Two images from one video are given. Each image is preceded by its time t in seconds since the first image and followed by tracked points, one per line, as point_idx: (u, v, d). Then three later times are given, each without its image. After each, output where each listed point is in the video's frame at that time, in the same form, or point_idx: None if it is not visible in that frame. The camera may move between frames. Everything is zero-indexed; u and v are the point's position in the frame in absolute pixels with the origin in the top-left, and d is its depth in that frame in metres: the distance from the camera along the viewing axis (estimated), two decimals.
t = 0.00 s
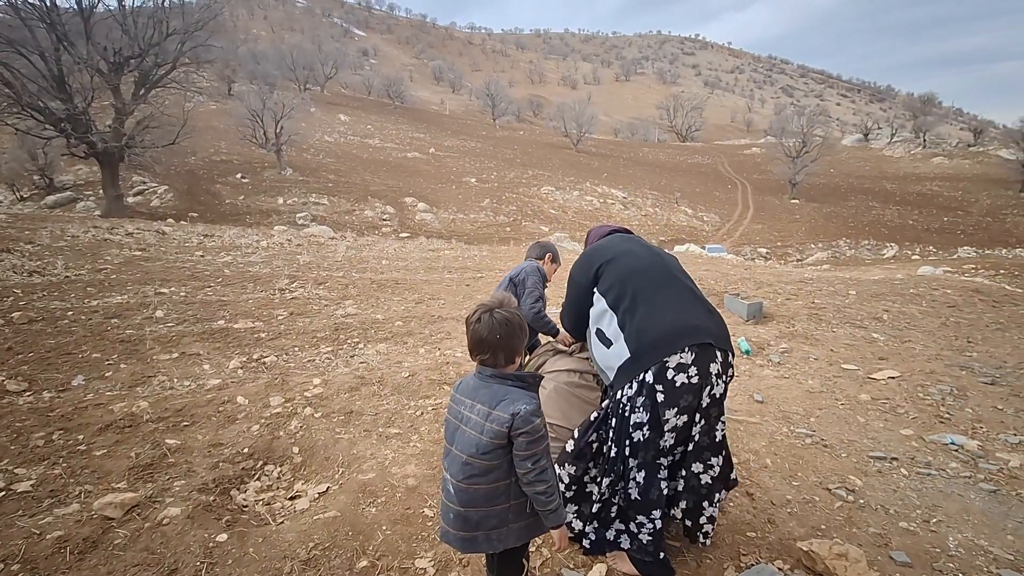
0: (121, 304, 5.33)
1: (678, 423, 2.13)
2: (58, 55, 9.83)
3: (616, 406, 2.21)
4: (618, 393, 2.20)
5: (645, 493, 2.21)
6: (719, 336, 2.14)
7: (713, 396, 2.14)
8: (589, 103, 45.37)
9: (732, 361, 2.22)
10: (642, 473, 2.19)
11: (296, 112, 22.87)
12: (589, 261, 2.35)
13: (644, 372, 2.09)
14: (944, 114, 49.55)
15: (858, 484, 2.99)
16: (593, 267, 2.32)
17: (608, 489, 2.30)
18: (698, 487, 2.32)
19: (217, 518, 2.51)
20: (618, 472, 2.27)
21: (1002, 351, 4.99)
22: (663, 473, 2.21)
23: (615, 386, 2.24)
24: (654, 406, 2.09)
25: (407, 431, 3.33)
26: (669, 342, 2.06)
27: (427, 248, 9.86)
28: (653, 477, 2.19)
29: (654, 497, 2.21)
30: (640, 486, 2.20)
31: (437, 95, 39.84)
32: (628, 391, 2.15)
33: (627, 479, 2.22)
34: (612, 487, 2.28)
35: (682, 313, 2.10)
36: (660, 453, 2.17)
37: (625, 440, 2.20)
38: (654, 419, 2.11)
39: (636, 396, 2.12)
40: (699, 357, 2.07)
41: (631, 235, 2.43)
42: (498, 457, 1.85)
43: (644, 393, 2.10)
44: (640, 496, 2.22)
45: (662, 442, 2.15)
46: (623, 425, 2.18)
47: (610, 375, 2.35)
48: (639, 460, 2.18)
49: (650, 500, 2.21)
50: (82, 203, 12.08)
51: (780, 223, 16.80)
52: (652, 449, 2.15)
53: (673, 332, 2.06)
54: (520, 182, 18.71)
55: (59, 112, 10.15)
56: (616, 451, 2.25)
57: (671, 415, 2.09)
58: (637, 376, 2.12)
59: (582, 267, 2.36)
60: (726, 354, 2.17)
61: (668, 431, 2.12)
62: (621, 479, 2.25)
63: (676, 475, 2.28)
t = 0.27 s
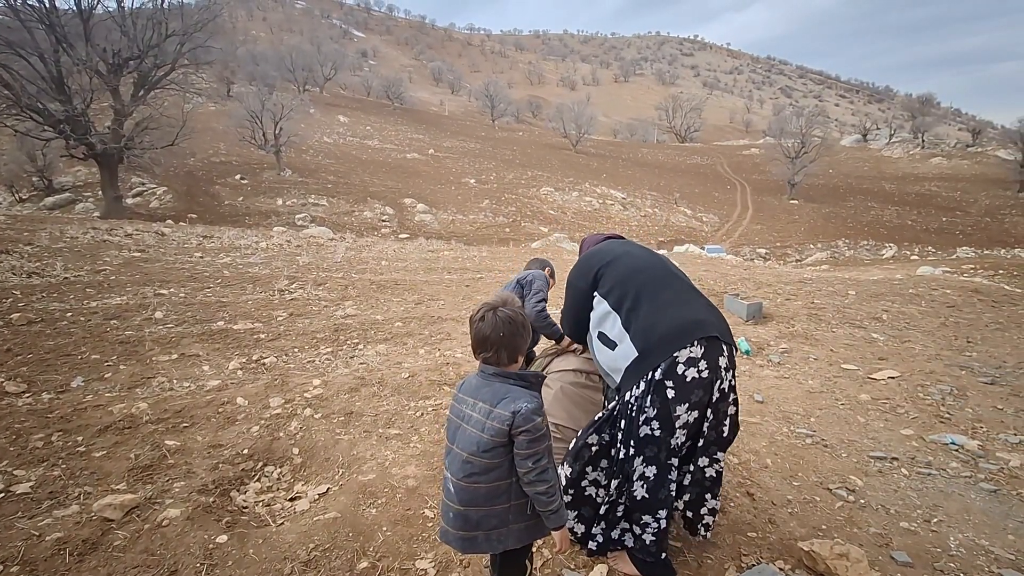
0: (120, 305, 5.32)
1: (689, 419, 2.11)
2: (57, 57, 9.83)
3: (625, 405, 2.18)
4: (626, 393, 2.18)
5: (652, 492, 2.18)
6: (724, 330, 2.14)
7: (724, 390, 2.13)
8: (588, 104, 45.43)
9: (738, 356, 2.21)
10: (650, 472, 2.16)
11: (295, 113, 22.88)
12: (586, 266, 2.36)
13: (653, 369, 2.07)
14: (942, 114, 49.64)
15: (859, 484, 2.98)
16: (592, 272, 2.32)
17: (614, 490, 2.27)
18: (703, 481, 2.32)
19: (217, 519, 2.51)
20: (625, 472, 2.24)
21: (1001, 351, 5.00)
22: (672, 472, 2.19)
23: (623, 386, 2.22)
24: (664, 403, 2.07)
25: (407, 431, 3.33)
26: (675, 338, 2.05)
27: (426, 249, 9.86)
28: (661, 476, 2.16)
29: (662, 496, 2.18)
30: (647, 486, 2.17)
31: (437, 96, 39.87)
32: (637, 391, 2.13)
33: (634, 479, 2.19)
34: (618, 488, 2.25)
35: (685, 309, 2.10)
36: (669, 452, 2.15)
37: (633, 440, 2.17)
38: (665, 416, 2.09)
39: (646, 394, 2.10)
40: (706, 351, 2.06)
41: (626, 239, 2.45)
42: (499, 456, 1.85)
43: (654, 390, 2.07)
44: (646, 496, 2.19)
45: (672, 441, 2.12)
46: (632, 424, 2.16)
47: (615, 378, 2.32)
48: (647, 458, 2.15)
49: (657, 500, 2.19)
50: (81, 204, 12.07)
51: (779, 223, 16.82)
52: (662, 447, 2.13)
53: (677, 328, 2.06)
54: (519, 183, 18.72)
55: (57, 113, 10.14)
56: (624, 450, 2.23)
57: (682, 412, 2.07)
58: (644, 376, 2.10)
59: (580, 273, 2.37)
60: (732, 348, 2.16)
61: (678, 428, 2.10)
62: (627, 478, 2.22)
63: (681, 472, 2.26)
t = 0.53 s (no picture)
0: (119, 306, 5.31)
1: (692, 418, 2.10)
2: (56, 57, 9.82)
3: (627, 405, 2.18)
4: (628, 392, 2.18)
5: (653, 492, 2.18)
6: (724, 327, 2.13)
7: (726, 389, 2.12)
8: (587, 105, 45.47)
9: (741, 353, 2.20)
10: (651, 471, 2.16)
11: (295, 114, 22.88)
12: (585, 269, 2.36)
13: (654, 369, 2.06)
14: (940, 115, 49.72)
15: (859, 484, 2.98)
16: (590, 275, 2.32)
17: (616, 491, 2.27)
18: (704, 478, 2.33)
19: (217, 520, 2.50)
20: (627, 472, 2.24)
21: (1001, 351, 5.00)
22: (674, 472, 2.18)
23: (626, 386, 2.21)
24: (666, 402, 2.07)
25: (407, 432, 3.32)
26: (676, 337, 2.05)
27: (425, 249, 9.85)
28: (662, 476, 2.16)
29: (662, 496, 2.18)
30: (649, 485, 2.17)
31: (436, 97, 39.88)
32: (639, 391, 2.13)
33: (636, 478, 2.19)
34: (619, 489, 2.25)
35: (685, 307, 2.10)
36: (672, 452, 2.14)
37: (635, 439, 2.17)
38: (667, 416, 2.08)
39: (647, 394, 2.09)
40: (708, 348, 2.05)
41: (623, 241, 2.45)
42: (502, 456, 1.84)
43: (655, 390, 2.07)
44: (648, 496, 2.19)
45: (674, 441, 2.12)
46: (633, 424, 2.15)
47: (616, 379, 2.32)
48: (648, 458, 2.15)
49: (657, 500, 2.18)
50: (80, 205, 12.06)
51: (778, 224, 16.83)
52: (663, 447, 2.12)
53: (678, 327, 2.06)
54: (518, 183, 18.72)
55: (56, 114, 10.13)
56: (625, 450, 2.23)
57: (684, 411, 2.07)
58: (646, 376, 2.09)
59: (579, 276, 2.37)
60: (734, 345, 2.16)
61: (681, 428, 2.10)
62: (628, 479, 2.22)
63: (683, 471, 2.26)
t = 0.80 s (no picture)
0: (118, 306, 5.30)
1: (684, 420, 2.10)
2: (55, 58, 9.81)
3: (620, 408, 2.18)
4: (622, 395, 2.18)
5: (647, 494, 2.18)
6: (722, 331, 2.12)
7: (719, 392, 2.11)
8: (586, 105, 45.49)
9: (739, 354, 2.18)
10: (644, 473, 2.16)
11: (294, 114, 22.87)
12: (585, 270, 2.34)
13: (648, 372, 2.06)
14: (939, 116, 49.76)
15: (860, 484, 2.98)
16: (590, 277, 2.30)
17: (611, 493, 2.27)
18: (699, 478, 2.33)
19: (216, 520, 2.49)
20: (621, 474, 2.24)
21: (1000, 351, 5.00)
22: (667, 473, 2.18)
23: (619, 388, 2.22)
24: (658, 405, 2.07)
25: (407, 432, 3.31)
26: (673, 342, 2.05)
27: (425, 250, 9.84)
28: (656, 478, 2.16)
29: (656, 497, 2.18)
30: (642, 486, 2.17)
31: (435, 97, 39.88)
32: (631, 393, 2.13)
33: (630, 480, 2.19)
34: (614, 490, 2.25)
35: (683, 312, 2.09)
36: (665, 454, 2.14)
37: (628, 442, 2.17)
38: (659, 419, 2.09)
39: (639, 397, 2.10)
40: (704, 353, 2.05)
41: (622, 237, 2.41)
42: (502, 458, 1.83)
43: (648, 393, 2.07)
44: (641, 497, 2.19)
45: (666, 442, 2.12)
46: (626, 427, 2.15)
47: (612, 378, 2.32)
48: (642, 459, 2.15)
49: (652, 501, 2.18)
50: (79, 205, 12.04)
51: (778, 224, 16.84)
52: (657, 449, 2.12)
53: (676, 332, 2.05)
54: (518, 184, 18.71)
55: (55, 114, 10.11)
56: (619, 451, 2.23)
57: (677, 414, 2.07)
58: (639, 378, 2.09)
59: (580, 278, 2.35)
60: (732, 348, 2.14)
61: (674, 430, 2.10)
62: (623, 480, 2.22)
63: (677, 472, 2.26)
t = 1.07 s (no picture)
0: (117, 306, 5.29)
1: (679, 421, 2.11)
2: (54, 57, 9.80)
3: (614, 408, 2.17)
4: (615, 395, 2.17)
5: (643, 494, 2.17)
6: (720, 335, 2.10)
7: (712, 392, 2.11)
8: (586, 105, 45.49)
9: (736, 356, 2.17)
10: (640, 473, 2.15)
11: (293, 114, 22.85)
12: (588, 265, 2.31)
13: (642, 372, 2.06)
14: (938, 116, 49.81)
15: (860, 485, 2.97)
16: (594, 273, 2.28)
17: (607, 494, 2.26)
18: (694, 478, 2.33)
19: (215, 521, 2.48)
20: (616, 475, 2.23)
21: (1000, 352, 5.00)
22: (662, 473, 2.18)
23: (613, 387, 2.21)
24: (653, 406, 2.07)
25: (407, 432, 3.30)
26: (672, 344, 2.03)
27: (424, 250, 9.82)
28: (652, 478, 2.15)
29: (652, 497, 2.17)
30: (638, 487, 2.17)
31: (435, 97, 39.87)
32: (625, 393, 2.13)
33: (625, 480, 2.18)
34: (609, 489, 2.25)
35: (681, 314, 2.06)
36: (659, 454, 2.14)
37: (623, 442, 2.16)
38: (654, 419, 2.09)
39: (633, 398, 2.10)
40: (700, 356, 2.04)
41: (626, 229, 2.36)
42: (501, 462, 1.82)
43: (642, 393, 2.07)
44: (637, 498, 2.18)
45: (661, 442, 2.12)
46: (621, 427, 2.15)
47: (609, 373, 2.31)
48: (637, 459, 2.14)
49: (648, 502, 2.18)
50: (78, 205, 12.02)
51: (777, 225, 16.83)
52: (652, 449, 2.12)
53: (674, 334, 2.03)
54: (517, 184, 18.70)
55: (54, 114, 10.10)
56: (614, 451, 2.22)
57: (671, 416, 2.08)
58: (633, 378, 2.09)
59: (582, 273, 2.33)
60: (729, 351, 2.12)
61: (669, 430, 2.10)
62: (619, 480, 2.22)
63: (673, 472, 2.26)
